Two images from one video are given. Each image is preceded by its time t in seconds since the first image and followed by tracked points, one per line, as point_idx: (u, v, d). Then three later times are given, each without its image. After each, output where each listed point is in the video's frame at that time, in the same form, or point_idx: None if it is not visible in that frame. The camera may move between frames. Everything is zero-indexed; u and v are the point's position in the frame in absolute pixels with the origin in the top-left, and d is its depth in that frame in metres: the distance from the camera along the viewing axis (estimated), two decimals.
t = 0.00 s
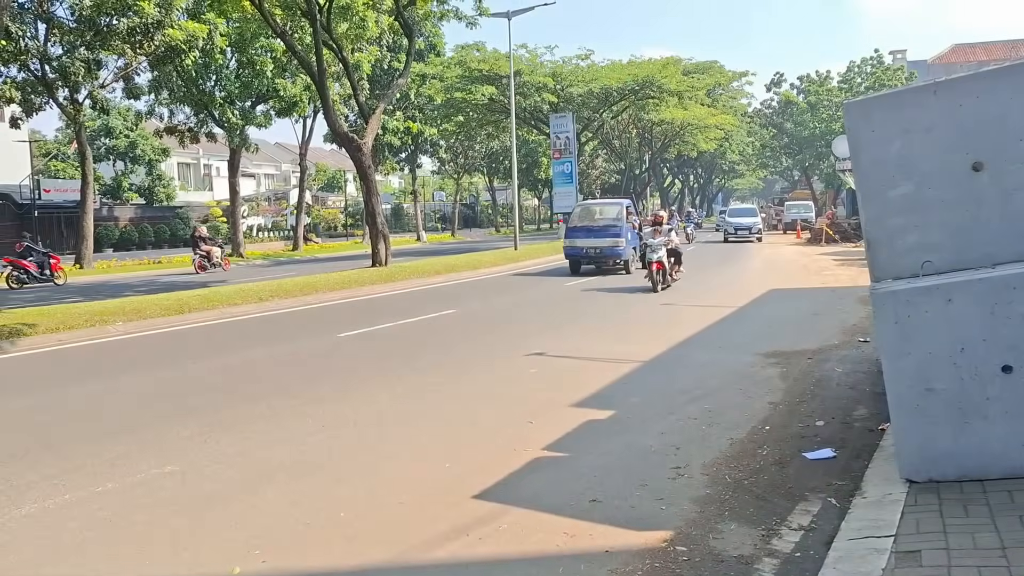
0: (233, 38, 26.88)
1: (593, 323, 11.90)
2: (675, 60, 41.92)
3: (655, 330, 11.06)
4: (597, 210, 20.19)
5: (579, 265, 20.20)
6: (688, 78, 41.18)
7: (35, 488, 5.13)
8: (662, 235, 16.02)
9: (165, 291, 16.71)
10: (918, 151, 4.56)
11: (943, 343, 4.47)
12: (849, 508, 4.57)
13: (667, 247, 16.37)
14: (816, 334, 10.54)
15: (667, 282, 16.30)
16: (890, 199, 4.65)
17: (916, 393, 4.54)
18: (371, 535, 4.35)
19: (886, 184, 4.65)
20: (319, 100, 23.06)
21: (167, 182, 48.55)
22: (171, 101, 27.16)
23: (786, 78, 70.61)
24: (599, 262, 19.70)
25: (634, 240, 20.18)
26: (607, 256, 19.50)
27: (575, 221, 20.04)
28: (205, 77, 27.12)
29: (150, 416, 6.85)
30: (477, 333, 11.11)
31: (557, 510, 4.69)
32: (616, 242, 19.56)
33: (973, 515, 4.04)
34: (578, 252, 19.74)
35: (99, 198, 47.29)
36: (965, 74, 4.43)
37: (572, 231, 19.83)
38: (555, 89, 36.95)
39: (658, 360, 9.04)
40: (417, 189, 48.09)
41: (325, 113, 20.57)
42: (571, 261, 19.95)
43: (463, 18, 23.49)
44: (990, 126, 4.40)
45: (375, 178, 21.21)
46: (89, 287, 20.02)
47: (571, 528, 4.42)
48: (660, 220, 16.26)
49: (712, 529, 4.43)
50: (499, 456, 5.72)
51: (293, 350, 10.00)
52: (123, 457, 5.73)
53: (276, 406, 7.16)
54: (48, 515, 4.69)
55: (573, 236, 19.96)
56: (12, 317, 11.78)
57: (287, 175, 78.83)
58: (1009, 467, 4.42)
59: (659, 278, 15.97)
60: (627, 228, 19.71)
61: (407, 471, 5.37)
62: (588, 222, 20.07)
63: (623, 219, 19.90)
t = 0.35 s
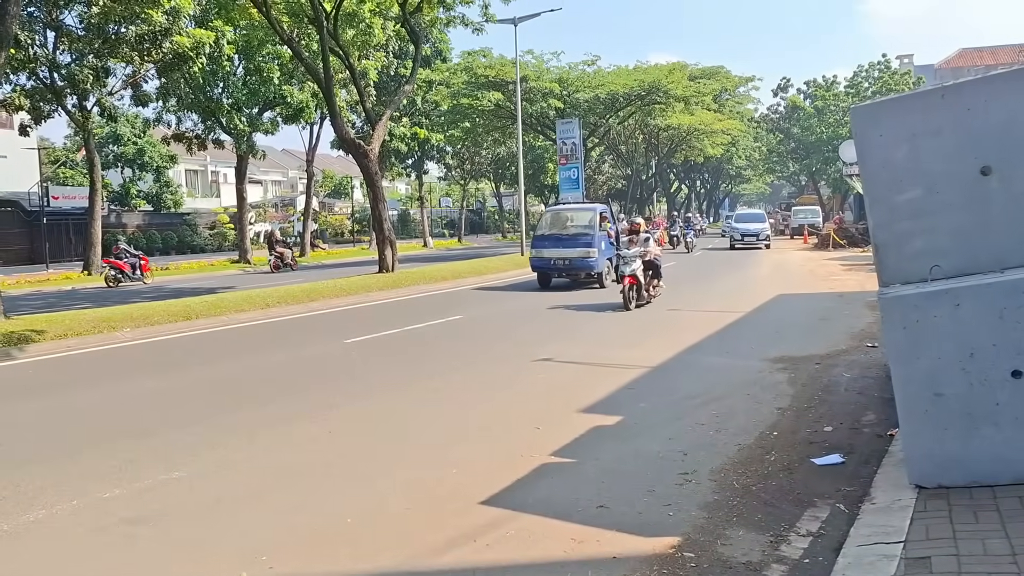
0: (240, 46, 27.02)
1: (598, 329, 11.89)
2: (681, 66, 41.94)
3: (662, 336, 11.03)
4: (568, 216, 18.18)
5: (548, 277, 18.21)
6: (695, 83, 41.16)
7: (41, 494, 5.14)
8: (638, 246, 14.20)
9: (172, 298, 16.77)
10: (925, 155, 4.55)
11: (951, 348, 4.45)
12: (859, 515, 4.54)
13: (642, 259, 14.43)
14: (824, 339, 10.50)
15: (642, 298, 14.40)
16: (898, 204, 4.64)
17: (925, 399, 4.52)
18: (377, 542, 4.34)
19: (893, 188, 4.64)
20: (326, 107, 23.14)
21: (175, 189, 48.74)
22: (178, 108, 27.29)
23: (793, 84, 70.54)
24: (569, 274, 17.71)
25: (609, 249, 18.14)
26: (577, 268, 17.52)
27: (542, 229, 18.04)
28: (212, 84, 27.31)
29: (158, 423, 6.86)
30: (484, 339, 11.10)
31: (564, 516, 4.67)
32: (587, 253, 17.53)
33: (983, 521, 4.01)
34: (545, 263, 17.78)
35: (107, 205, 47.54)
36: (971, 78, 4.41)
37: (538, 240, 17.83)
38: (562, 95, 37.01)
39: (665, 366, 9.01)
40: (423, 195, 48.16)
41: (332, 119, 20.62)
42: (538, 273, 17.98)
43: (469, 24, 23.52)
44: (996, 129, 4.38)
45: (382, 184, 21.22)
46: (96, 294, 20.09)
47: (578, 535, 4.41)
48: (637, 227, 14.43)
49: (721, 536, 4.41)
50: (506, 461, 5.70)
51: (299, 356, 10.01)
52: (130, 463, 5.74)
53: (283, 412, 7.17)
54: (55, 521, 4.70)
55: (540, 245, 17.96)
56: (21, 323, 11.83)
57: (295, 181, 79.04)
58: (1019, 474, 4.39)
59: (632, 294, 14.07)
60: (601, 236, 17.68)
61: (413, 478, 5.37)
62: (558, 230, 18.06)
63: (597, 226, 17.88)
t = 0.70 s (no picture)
0: (244, 48, 27.02)
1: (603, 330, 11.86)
2: (685, 68, 41.89)
3: (666, 338, 11.02)
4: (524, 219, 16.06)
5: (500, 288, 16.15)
6: (699, 86, 41.07)
7: (46, 495, 5.16)
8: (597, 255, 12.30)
9: (177, 300, 16.79)
10: (929, 156, 4.53)
11: (956, 351, 4.43)
12: (864, 517, 4.53)
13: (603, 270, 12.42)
14: (829, 341, 10.48)
15: (601, 315, 12.41)
16: (902, 207, 4.63)
17: (931, 401, 4.50)
18: (381, 543, 4.34)
19: (898, 190, 4.62)
20: (332, 109, 23.16)
21: (180, 191, 48.80)
22: (183, 111, 27.34)
23: (798, 86, 70.39)
24: (521, 284, 15.62)
25: (568, 257, 16.03)
26: (530, 278, 15.42)
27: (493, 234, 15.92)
28: (216, 87, 27.44)
29: (164, 424, 6.88)
30: (488, 341, 11.10)
31: (568, 519, 4.66)
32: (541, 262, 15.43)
33: (990, 524, 3.99)
34: (494, 273, 15.71)
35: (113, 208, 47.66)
36: (975, 80, 4.40)
37: (487, 246, 15.74)
38: (566, 97, 36.98)
39: (669, 368, 9.00)
40: (428, 197, 48.14)
41: (337, 122, 20.64)
42: (488, 284, 15.90)
43: (473, 26, 23.52)
44: (1000, 132, 4.38)
45: (386, 186, 21.23)
46: (101, 296, 20.14)
47: (583, 537, 4.40)
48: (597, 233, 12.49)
49: (725, 538, 4.40)
50: (509, 463, 5.70)
51: (304, 358, 10.01)
52: (134, 464, 5.75)
53: (287, 413, 7.17)
54: (60, 521, 4.71)
55: (488, 252, 15.88)
56: (27, 325, 11.87)
57: (299, 183, 79.10)
58: None
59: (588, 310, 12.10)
60: (558, 243, 15.56)
61: (416, 479, 5.37)
62: (510, 234, 15.95)
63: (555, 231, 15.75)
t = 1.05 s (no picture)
0: (245, 47, 27.04)
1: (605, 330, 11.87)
2: (686, 67, 41.93)
3: (667, 338, 11.01)
4: (453, 220, 14.14)
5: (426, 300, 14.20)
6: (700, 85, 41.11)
7: (47, 493, 5.15)
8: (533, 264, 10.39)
9: (178, 298, 16.80)
10: (931, 155, 4.52)
11: (958, 350, 4.42)
12: (865, 517, 4.52)
13: (540, 281, 10.51)
14: (830, 340, 10.46)
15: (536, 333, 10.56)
16: (904, 206, 4.61)
17: (932, 400, 4.49)
18: (382, 542, 4.34)
19: (900, 190, 4.61)
20: (333, 108, 23.18)
21: (181, 190, 48.85)
22: (184, 109, 27.36)
23: (799, 85, 70.41)
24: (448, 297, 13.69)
25: (502, 264, 14.05)
26: (456, 290, 13.49)
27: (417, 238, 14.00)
28: (217, 85, 27.50)
29: (163, 422, 6.87)
30: (487, 340, 11.09)
31: (569, 518, 4.65)
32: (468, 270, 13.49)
33: (991, 524, 3.98)
34: (417, 283, 13.76)
35: (114, 206, 47.73)
36: (978, 79, 4.38)
37: (408, 252, 13.81)
38: (567, 96, 37.00)
39: (670, 367, 8.98)
40: (428, 196, 48.14)
41: (338, 120, 20.63)
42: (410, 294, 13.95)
43: (474, 25, 23.51)
44: (1003, 131, 4.37)
45: (387, 184, 21.20)
46: (102, 294, 20.12)
47: (583, 536, 4.39)
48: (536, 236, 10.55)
49: (726, 538, 4.39)
50: (509, 462, 5.69)
51: (304, 356, 10.01)
52: (134, 463, 5.73)
53: (289, 412, 7.17)
54: (59, 520, 4.69)
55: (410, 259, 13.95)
56: (26, 323, 11.85)
57: (300, 182, 79.18)
58: None
59: (519, 329, 10.26)
60: (489, 247, 13.62)
61: (416, 478, 5.37)
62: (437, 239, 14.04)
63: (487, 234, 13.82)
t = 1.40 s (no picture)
0: (246, 44, 26.99)
1: (604, 328, 11.87)
2: (687, 65, 41.95)
3: (667, 336, 10.99)
4: (347, 219, 11.66)
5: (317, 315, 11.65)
6: (701, 83, 41.06)
7: (47, 489, 5.15)
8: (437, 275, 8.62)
9: (178, 295, 16.78)
10: (932, 154, 4.51)
11: (959, 348, 4.41)
12: (865, 515, 4.51)
13: (443, 296, 8.68)
14: (830, 339, 10.45)
15: (436, 359, 8.69)
16: (905, 204, 4.60)
17: (932, 399, 4.48)
18: (382, 540, 4.33)
19: (901, 187, 4.60)
20: (334, 106, 23.19)
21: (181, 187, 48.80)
22: (185, 107, 27.36)
23: (800, 83, 70.34)
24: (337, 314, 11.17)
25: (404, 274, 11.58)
26: (344, 307, 10.96)
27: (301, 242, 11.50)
28: (218, 83, 27.47)
29: (163, 420, 6.86)
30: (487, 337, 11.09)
31: (568, 516, 4.64)
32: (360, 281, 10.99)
33: (991, 523, 3.97)
34: (299, 296, 11.24)
35: (114, 203, 47.75)
36: (980, 77, 4.37)
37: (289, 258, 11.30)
38: (568, 94, 36.98)
39: (670, 365, 8.97)
40: (429, 194, 48.12)
41: (338, 117, 20.59)
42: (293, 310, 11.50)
43: (475, 23, 23.52)
44: (1004, 128, 4.35)
45: (388, 182, 21.15)
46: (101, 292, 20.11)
47: (583, 535, 4.38)
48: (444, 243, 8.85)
49: (726, 536, 4.39)
50: (509, 460, 5.69)
51: (304, 354, 9.99)
52: (133, 460, 5.73)
53: (289, 410, 7.15)
54: (59, 517, 4.69)
55: (293, 268, 11.44)
56: (26, 320, 11.84)
57: (300, 180, 79.14)
58: None
59: (414, 353, 8.48)
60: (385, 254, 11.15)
61: (415, 476, 5.36)
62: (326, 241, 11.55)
63: (385, 238, 11.36)
